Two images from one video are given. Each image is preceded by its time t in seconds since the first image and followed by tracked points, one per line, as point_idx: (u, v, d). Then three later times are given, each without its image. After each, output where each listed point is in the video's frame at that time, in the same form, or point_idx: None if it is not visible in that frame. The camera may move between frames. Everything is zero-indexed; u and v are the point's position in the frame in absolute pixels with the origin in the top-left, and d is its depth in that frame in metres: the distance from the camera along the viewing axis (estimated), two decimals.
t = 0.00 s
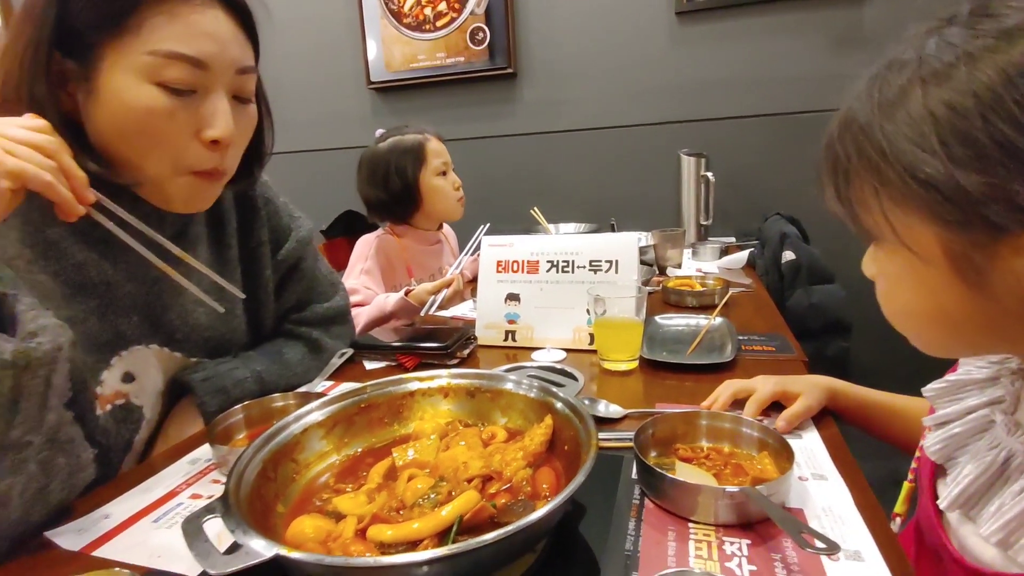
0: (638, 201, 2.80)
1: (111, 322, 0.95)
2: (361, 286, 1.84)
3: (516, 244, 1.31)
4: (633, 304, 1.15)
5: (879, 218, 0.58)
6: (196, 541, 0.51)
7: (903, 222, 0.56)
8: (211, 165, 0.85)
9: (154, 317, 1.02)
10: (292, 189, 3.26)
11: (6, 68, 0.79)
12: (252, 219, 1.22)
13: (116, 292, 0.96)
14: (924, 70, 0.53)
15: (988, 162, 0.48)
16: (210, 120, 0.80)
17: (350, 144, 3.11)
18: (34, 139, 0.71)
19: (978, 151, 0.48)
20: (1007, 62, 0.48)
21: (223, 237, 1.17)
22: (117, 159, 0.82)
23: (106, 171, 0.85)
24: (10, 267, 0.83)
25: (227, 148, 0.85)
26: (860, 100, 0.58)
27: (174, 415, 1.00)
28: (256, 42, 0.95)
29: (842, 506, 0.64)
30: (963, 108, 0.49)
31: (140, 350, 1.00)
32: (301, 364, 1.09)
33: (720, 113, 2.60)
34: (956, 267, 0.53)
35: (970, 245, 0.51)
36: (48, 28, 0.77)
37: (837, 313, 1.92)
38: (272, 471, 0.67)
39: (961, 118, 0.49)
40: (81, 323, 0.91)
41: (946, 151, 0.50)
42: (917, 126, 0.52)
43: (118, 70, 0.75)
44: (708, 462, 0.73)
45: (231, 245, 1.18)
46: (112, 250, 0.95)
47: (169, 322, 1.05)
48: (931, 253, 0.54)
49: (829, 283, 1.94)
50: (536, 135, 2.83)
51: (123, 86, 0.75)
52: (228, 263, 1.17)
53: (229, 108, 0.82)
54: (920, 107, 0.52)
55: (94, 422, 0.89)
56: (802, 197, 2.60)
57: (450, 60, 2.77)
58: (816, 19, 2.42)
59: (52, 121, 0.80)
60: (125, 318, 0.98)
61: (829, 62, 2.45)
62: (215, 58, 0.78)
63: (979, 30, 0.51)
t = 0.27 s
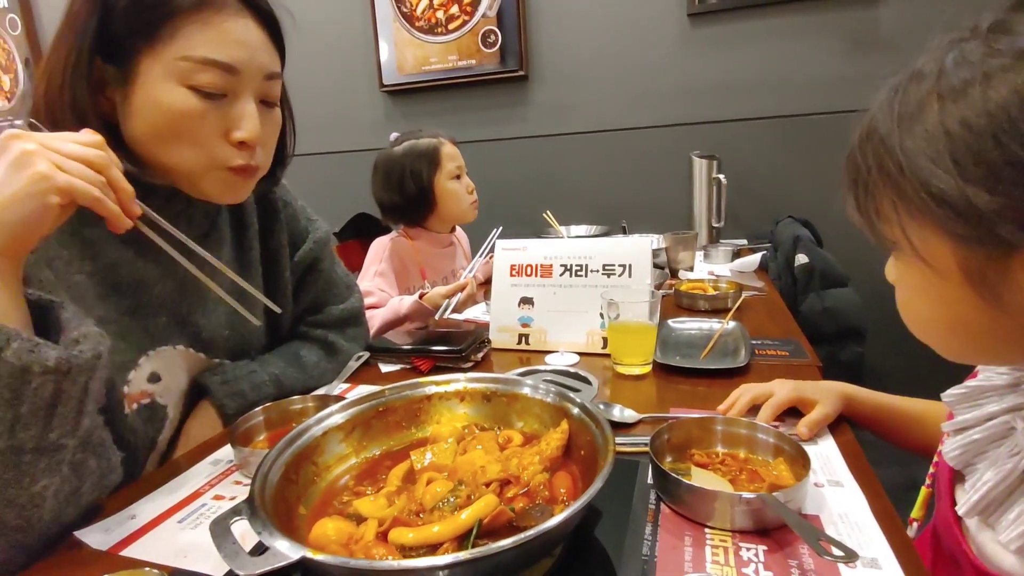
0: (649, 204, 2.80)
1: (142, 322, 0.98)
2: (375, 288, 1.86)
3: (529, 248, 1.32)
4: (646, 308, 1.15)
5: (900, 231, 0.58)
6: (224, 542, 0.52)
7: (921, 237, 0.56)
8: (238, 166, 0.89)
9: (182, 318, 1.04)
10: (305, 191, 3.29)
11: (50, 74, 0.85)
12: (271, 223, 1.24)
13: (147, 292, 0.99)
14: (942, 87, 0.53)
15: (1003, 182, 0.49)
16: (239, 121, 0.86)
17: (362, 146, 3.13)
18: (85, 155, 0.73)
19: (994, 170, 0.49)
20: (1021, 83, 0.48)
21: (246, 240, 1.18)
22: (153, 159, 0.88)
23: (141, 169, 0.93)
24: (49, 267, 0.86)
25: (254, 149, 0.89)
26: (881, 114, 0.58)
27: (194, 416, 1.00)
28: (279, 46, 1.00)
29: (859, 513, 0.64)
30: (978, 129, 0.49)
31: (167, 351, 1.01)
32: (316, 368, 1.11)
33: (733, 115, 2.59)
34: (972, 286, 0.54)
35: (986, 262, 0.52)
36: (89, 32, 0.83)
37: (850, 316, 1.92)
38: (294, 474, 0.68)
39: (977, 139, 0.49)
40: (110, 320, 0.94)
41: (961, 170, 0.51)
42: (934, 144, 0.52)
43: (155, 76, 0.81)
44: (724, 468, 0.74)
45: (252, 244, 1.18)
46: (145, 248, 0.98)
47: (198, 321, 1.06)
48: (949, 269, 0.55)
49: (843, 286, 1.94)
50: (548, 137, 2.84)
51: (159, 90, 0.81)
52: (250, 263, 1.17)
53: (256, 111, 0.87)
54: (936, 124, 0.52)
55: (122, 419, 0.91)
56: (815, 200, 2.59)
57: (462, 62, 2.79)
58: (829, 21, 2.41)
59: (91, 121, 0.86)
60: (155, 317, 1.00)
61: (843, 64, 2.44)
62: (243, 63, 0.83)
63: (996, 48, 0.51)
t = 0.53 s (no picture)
0: (652, 205, 2.78)
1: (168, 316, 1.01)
2: (377, 290, 1.85)
3: (531, 250, 1.31)
4: (649, 311, 1.14)
5: (908, 239, 0.57)
6: (218, 553, 0.51)
7: (931, 249, 0.55)
8: (252, 162, 0.89)
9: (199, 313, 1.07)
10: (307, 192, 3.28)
11: (81, 72, 0.86)
12: (280, 219, 1.24)
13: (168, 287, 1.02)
14: (946, 96, 0.52)
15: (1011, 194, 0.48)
16: (253, 118, 0.85)
17: (364, 147, 3.12)
18: (137, 253, 0.62)
19: (999, 181, 0.48)
20: None
21: (258, 237, 1.18)
22: (168, 155, 0.88)
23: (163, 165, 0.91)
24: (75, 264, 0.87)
25: (268, 145, 0.89)
26: (887, 121, 0.57)
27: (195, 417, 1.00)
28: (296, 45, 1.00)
29: (866, 523, 0.63)
30: (984, 138, 0.49)
31: (185, 351, 1.04)
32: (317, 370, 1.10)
33: (737, 115, 2.58)
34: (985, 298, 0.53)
35: (999, 273, 0.51)
36: (115, 33, 0.83)
37: (856, 319, 1.90)
38: (291, 481, 0.67)
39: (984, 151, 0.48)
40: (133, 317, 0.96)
41: (967, 182, 0.50)
42: (939, 154, 0.51)
43: (173, 72, 0.82)
44: (729, 475, 0.73)
45: (264, 238, 1.18)
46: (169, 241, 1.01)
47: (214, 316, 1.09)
48: (958, 280, 0.54)
49: (848, 288, 1.92)
50: (550, 138, 2.83)
51: (177, 85, 0.81)
52: (261, 260, 1.17)
53: (271, 108, 0.87)
54: (940, 133, 0.51)
55: (128, 416, 0.94)
56: (819, 201, 2.57)
57: (464, 63, 2.78)
58: (833, 20, 2.39)
59: (118, 120, 0.86)
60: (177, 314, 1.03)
61: (847, 64, 2.42)
62: (260, 62, 0.84)
63: (1000, 56, 0.50)
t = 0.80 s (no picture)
0: (656, 204, 2.78)
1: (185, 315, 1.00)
2: (381, 287, 1.85)
3: (536, 247, 1.30)
4: (655, 309, 1.14)
5: (926, 232, 0.58)
6: (227, 548, 0.51)
7: (947, 239, 0.57)
8: (267, 160, 0.89)
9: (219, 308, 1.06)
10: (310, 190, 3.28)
11: (103, 70, 0.86)
12: (292, 214, 1.25)
13: (189, 281, 1.00)
14: (964, 87, 0.53)
15: None
16: (270, 116, 0.86)
17: (366, 146, 3.12)
18: (159, 385, 0.58)
19: (1014, 169, 0.50)
20: None
21: (270, 232, 1.18)
22: (185, 148, 0.89)
23: (182, 159, 0.90)
24: (93, 260, 0.85)
25: (284, 144, 0.89)
26: (903, 115, 0.58)
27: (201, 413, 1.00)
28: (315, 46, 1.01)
29: (878, 521, 0.62)
30: (1004, 130, 0.50)
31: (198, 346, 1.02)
32: (323, 367, 1.10)
33: (741, 114, 2.57)
34: (1005, 284, 0.54)
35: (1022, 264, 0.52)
36: (137, 30, 0.83)
37: (861, 317, 1.90)
38: (297, 478, 0.66)
39: (1001, 141, 0.50)
40: (158, 311, 0.95)
41: (988, 172, 0.51)
42: (956, 146, 0.53)
43: (193, 67, 0.82)
44: (738, 472, 0.72)
45: (275, 235, 1.18)
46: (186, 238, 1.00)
47: (230, 311, 1.09)
48: (976, 271, 0.55)
49: (853, 287, 1.91)
50: (553, 136, 2.82)
51: (197, 80, 0.82)
52: (272, 255, 1.17)
53: (288, 107, 0.88)
54: (959, 125, 0.53)
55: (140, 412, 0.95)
56: (823, 199, 2.56)
57: (468, 61, 2.77)
58: (837, 18, 2.39)
59: (139, 115, 0.86)
60: (199, 310, 1.03)
61: (851, 62, 2.41)
62: (278, 60, 0.84)
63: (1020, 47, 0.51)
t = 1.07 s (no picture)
0: (659, 203, 2.78)
1: (192, 315, 0.99)
2: (385, 286, 1.85)
3: (540, 245, 1.30)
4: (659, 307, 1.13)
5: (943, 228, 0.59)
6: (236, 541, 0.51)
7: (966, 236, 0.57)
8: (274, 160, 0.90)
9: (227, 307, 1.05)
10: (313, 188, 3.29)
11: (112, 67, 0.86)
12: (298, 211, 1.25)
13: (195, 279, 0.99)
14: (983, 81, 0.53)
15: None
16: (278, 116, 0.86)
17: (370, 144, 3.12)
18: (189, 404, 0.58)
19: None
20: None
21: (276, 228, 1.18)
22: (191, 146, 0.89)
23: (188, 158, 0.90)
24: (100, 257, 0.85)
25: (292, 145, 0.89)
26: (918, 110, 0.59)
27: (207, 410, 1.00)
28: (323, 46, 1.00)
29: (884, 518, 0.62)
30: None
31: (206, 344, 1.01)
32: (328, 364, 1.10)
33: (745, 113, 2.57)
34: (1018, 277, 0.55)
35: None
36: (147, 27, 0.83)
37: (865, 316, 1.90)
38: (304, 472, 0.67)
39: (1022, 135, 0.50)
40: (162, 310, 0.92)
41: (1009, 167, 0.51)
42: (977, 140, 0.53)
43: (202, 66, 0.83)
44: (743, 469, 0.72)
45: (281, 233, 1.18)
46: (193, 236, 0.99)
47: (237, 310, 1.08)
48: (994, 265, 0.56)
49: (858, 286, 1.91)
50: (557, 135, 2.82)
51: (206, 80, 0.83)
52: (277, 252, 1.17)
53: (296, 108, 0.88)
54: (979, 121, 0.53)
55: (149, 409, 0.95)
56: (827, 198, 2.56)
57: (471, 60, 2.77)
58: (842, 17, 2.38)
59: (147, 112, 0.86)
60: (205, 307, 1.01)
61: (856, 61, 2.41)
62: (287, 60, 0.84)
63: None
